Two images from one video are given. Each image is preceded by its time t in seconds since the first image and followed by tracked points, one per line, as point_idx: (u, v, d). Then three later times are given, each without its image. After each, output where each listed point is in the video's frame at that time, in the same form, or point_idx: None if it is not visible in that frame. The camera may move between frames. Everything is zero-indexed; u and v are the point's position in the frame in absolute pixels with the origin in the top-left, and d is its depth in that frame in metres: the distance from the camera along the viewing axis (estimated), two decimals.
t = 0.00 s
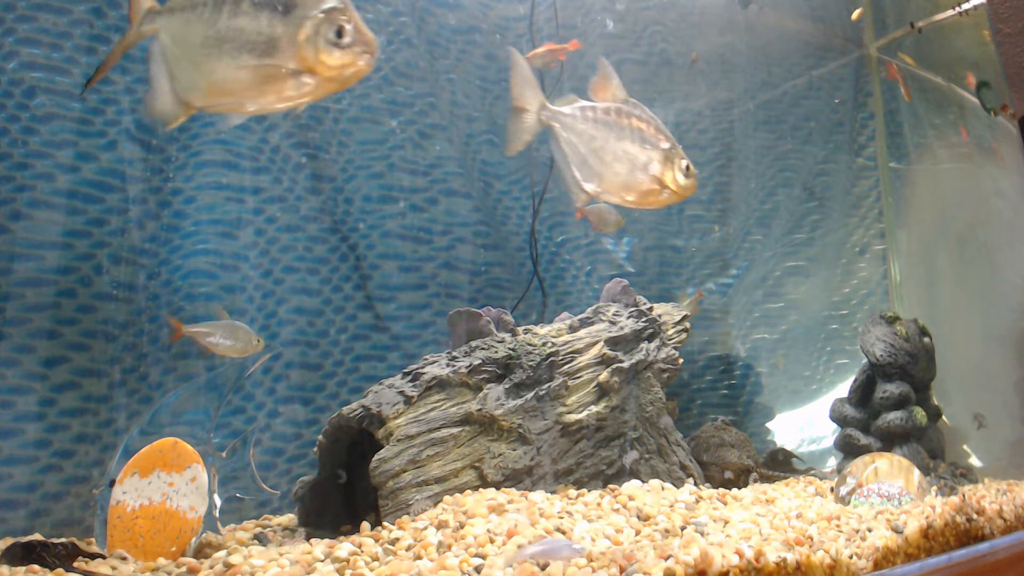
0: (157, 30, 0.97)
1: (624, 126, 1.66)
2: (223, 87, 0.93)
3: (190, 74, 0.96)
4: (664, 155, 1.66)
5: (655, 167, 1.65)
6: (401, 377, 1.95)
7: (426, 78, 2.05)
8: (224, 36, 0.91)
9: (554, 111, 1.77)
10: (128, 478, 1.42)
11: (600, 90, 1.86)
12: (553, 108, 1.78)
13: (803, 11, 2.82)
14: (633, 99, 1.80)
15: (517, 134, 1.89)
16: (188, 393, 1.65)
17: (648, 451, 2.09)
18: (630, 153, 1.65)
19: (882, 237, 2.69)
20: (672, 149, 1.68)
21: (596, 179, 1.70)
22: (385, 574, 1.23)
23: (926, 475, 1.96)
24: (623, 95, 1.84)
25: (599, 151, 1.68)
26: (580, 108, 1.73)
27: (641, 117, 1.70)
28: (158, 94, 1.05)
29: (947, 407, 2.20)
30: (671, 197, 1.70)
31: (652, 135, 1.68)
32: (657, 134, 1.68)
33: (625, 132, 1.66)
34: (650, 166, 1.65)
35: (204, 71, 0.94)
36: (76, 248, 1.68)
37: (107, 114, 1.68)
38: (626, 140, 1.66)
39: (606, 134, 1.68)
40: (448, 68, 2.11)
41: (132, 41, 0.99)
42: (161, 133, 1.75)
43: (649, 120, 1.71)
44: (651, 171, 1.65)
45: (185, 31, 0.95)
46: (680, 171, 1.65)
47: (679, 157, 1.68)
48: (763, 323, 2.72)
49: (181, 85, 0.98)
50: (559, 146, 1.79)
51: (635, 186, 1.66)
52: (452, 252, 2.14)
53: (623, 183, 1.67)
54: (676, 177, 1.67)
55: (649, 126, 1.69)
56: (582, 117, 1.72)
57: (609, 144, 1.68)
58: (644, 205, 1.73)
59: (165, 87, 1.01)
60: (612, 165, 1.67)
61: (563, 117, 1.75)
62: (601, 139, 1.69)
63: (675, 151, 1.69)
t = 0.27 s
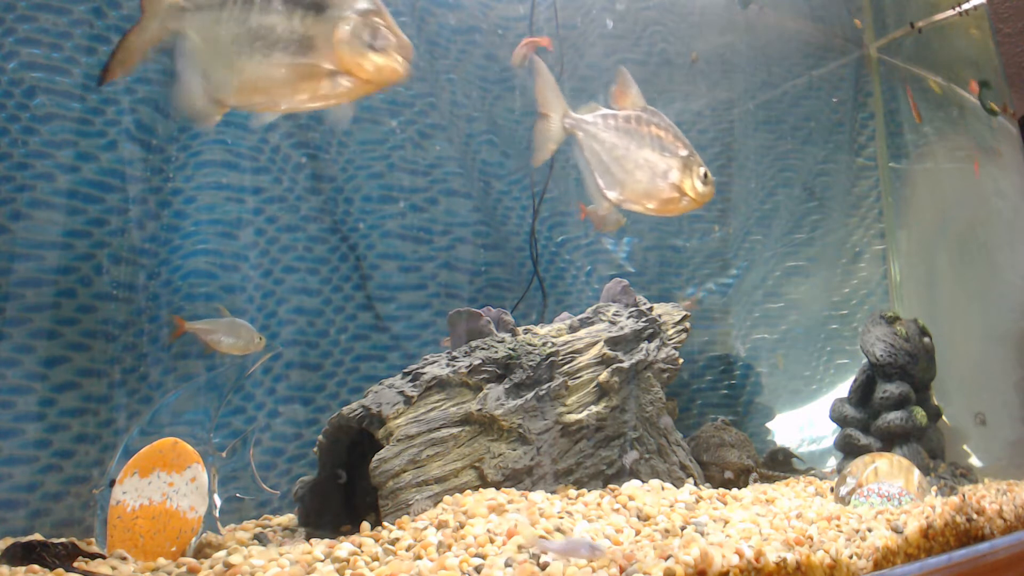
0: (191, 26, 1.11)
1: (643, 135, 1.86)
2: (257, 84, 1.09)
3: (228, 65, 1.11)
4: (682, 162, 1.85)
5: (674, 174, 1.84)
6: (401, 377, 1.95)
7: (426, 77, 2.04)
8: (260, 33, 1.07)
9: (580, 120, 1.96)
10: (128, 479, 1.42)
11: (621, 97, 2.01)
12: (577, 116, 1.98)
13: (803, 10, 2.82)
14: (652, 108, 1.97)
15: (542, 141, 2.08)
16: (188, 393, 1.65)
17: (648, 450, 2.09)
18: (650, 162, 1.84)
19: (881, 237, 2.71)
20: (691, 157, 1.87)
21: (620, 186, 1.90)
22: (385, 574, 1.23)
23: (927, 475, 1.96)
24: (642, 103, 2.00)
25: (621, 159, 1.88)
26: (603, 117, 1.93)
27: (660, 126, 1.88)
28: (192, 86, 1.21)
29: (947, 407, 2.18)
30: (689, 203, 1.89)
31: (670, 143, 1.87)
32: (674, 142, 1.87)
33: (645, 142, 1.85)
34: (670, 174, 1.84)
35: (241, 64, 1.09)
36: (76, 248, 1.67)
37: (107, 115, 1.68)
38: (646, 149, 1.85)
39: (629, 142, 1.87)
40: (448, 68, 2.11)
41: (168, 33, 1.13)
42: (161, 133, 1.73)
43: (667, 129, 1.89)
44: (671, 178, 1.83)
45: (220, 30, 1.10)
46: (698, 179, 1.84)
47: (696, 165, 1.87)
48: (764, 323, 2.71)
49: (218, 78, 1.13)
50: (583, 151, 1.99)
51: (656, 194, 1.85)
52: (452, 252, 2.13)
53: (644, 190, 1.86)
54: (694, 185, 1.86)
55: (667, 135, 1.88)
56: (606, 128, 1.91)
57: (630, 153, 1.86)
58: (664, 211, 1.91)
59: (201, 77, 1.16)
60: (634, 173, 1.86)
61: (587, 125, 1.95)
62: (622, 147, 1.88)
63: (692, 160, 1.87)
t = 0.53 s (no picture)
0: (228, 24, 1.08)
1: (655, 139, 1.96)
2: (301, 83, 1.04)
3: (247, 59, 1.08)
4: (692, 166, 1.97)
5: (687, 178, 1.95)
6: (401, 378, 1.97)
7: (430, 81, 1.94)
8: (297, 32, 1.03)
9: (592, 125, 2.03)
10: (128, 478, 1.42)
11: (632, 101, 2.09)
12: (588, 120, 2.05)
13: (803, 11, 2.83)
14: (661, 112, 2.07)
15: (556, 146, 2.14)
16: (189, 393, 1.68)
17: (648, 450, 2.09)
18: (663, 166, 1.94)
19: (881, 237, 2.68)
20: (699, 162, 2.00)
21: (632, 189, 1.99)
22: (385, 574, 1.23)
23: (926, 475, 1.97)
24: (652, 107, 2.09)
25: (633, 163, 1.97)
26: (615, 121, 2.00)
27: (669, 130, 1.99)
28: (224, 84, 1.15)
29: (947, 407, 2.18)
30: (699, 206, 2.01)
31: (681, 147, 1.98)
32: (684, 147, 1.99)
33: (657, 146, 1.95)
34: (682, 177, 1.95)
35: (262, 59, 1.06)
36: (76, 248, 1.67)
37: (107, 114, 1.67)
38: (658, 153, 1.95)
39: (642, 147, 1.96)
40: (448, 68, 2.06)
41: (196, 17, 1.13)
42: (161, 133, 1.72)
43: (677, 134, 2.01)
44: (683, 182, 1.94)
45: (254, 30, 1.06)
46: (708, 183, 1.97)
47: (706, 168, 2.00)
48: (763, 323, 2.70)
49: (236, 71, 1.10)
50: (594, 155, 2.06)
51: (668, 198, 1.95)
52: (452, 252, 2.12)
53: (656, 194, 1.96)
54: (704, 189, 1.98)
55: (677, 139, 1.99)
56: (618, 131, 1.99)
57: (642, 157, 1.96)
58: (675, 214, 2.02)
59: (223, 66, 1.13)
60: (647, 178, 1.95)
61: (599, 129, 2.01)
62: (634, 152, 1.97)
63: (701, 165, 2.00)
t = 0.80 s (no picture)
0: (278, 31, 1.09)
1: (668, 145, 1.96)
2: (363, 96, 1.09)
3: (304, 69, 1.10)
4: (705, 172, 1.99)
5: (698, 184, 1.97)
6: (401, 377, 1.96)
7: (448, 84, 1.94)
8: (359, 45, 1.07)
9: (609, 130, 2.02)
10: (128, 479, 1.42)
11: (646, 107, 2.11)
12: (603, 125, 2.05)
13: (803, 11, 2.81)
14: (674, 118, 2.08)
15: (573, 152, 2.14)
16: (188, 393, 1.65)
17: (648, 450, 2.09)
18: (677, 171, 1.95)
19: (882, 237, 2.66)
20: (711, 167, 2.02)
21: (647, 195, 1.99)
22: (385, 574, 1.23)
23: (926, 475, 1.97)
24: (665, 112, 2.12)
25: (647, 169, 1.97)
26: (630, 127, 2.01)
27: (683, 136, 2.00)
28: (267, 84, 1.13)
29: (947, 407, 2.18)
30: (711, 211, 2.03)
31: (694, 152, 1.99)
32: (697, 152, 2.00)
33: (671, 151, 1.96)
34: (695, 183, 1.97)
35: (322, 69, 1.08)
36: (76, 248, 1.67)
37: (107, 114, 1.68)
38: (673, 158, 1.95)
39: (657, 153, 1.96)
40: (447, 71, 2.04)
41: None
42: (161, 133, 1.74)
43: (690, 138, 2.02)
44: (697, 188, 1.97)
45: (309, 40, 1.08)
46: (720, 188, 2.00)
47: (717, 173, 2.02)
48: (763, 323, 2.71)
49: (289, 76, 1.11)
50: (610, 161, 2.06)
51: (682, 204, 1.97)
52: (452, 251, 2.17)
53: (670, 200, 1.97)
54: (717, 194, 2.01)
55: (691, 145, 2.00)
56: (632, 137, 1.99)
57: (656, 163, 1.96)
58: (688, 220, 2.04)
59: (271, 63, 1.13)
60: (661, 184, 1.96)
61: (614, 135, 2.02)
62: (649, 158, 1.97)
63: (714, 169, 2.02)
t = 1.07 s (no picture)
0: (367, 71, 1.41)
1: (677, 156, 1.94)
2: (424, 120, 1.37)
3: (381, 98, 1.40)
4: (714, 177, 1.91)
5: (711, 192, 1.91)
6: (401, 377, 2.11)
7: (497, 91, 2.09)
8: (425, 83, 1.35)
9: (626, 150, 2.09)
10: (128, 478, 1.44)
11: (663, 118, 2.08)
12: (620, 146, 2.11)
13: (804, 11, 2.72)
14: (693, 125, 2.03)
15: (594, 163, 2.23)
16: (188, 394, 1.63)
17: (648, 451, 2.16)
18: (688, 182, 1.92)
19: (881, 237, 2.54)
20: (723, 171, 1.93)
21: (663, 212, 2.01)
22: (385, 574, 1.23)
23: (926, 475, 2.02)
24: (684, 120, 2.08)
25: (659, 185, 1.98)
26: (644, 143, 2.02)
27: (694, 142, 1.94)
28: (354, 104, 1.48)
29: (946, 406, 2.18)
30: (730, 210, 1.97)
31: (706, 157, 1.92)
32: (710, 158, 1.92)
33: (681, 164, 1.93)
34: (708, 190, 1.92)
35: (394, 99, 1.38)
36: (76, 248, 1.66)
37: (107, 114, 1.69)
38: (682, 171, 1.93)
39: (667, 169, 1.96)
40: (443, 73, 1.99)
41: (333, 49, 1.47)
42: (161, 133, 1.74)
43: (704, 142, 1.95)
44: (710, 196, 1.92)
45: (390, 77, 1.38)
46: (733, 187, 1.92)
47: (734, 170, 1.93)
48: (763, 323, 2.61)
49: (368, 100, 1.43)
50: (630, 180, 2.11)
51: (695, 215, 1.96)
52: (452, 252, 2.12)
53: (683, 214, 1.97)
54: (731, 194, 1.93)
55: (702, 150, 1.93)
56: (646, 155, 2.01)
57: (666, 178, 1.97)
58: (710, 226, 2.01)
59: (357, 91, 1.45)
60: (673, 200, 1.96)
61: (631, 152, 2.07)
62: (660, 174, 1.98)
63: (728, 169, 1.93)
